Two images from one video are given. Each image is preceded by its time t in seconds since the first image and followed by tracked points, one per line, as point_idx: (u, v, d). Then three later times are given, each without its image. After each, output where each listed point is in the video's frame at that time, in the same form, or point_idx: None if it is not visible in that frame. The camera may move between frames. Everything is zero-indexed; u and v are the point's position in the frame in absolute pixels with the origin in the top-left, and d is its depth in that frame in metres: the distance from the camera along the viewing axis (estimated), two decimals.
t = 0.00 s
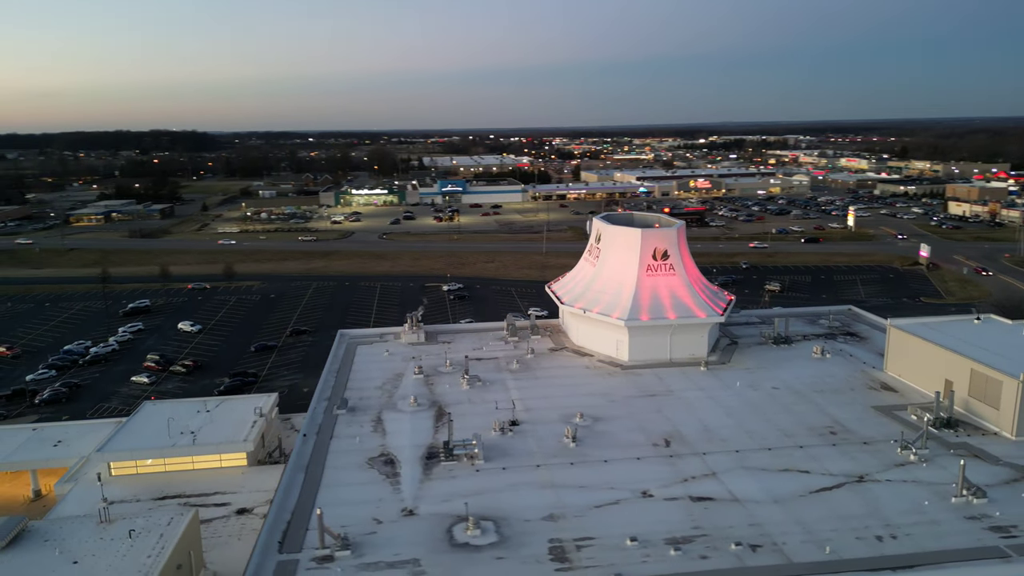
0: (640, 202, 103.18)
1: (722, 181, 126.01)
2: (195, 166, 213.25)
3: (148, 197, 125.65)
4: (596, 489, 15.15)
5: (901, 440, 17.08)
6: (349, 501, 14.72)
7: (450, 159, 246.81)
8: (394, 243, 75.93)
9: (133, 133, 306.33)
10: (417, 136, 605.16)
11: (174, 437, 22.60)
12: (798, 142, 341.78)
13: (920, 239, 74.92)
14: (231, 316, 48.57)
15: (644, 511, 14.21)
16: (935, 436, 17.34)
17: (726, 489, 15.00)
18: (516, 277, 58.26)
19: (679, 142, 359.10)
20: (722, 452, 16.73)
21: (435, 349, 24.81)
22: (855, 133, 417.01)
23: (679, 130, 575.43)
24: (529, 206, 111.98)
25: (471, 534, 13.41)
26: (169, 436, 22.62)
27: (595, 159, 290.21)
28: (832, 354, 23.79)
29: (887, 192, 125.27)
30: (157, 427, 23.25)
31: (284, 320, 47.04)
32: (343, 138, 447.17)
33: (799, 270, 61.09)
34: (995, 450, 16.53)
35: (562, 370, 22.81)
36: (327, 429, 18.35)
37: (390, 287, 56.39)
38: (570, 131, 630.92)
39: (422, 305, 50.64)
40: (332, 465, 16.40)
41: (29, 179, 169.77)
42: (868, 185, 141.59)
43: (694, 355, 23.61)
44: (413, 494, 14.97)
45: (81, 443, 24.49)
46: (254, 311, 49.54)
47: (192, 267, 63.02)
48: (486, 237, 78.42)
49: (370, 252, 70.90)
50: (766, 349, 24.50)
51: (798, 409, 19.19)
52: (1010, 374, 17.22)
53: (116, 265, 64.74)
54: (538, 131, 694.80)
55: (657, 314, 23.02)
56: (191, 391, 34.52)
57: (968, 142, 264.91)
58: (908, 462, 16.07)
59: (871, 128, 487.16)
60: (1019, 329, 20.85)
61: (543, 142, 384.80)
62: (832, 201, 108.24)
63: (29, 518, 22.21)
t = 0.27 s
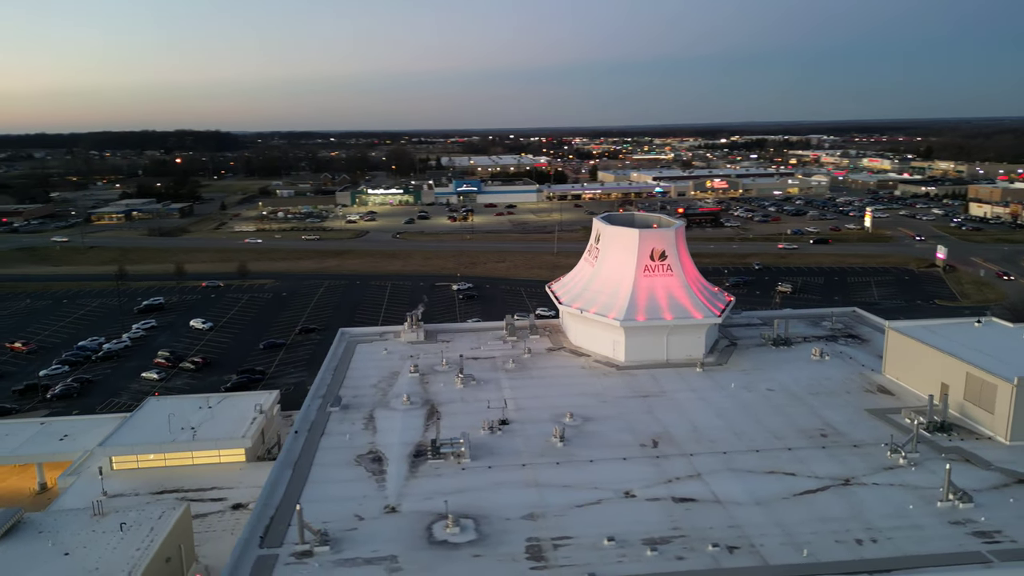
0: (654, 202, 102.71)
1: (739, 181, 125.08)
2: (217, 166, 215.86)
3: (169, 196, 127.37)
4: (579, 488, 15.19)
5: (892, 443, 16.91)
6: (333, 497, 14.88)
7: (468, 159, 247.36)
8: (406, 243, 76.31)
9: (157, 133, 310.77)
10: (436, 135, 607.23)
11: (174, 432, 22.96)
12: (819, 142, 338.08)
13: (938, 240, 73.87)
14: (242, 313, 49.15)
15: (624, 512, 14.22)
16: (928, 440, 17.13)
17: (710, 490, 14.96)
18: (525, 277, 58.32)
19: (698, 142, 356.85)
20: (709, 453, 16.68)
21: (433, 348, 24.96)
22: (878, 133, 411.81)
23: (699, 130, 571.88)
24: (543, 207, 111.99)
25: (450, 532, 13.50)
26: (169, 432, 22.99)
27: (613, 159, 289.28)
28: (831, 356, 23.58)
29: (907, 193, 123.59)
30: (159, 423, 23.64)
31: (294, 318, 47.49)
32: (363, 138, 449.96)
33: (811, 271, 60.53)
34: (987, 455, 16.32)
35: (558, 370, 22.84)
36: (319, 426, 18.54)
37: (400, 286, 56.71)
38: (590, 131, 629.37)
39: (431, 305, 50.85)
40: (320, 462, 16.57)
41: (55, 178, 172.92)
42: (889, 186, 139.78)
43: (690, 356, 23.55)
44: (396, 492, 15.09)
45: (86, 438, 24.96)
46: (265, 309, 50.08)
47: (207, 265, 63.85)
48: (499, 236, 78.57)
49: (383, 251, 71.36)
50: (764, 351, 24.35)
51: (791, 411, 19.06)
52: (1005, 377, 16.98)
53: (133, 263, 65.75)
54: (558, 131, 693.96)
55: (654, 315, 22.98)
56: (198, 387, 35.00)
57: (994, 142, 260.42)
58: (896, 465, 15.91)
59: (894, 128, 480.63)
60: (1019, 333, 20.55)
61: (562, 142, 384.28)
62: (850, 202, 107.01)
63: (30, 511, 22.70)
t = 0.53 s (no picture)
0: (669, 203, 102.14)
1: (757, 181, 123.98)
2: (238, 165, 218.23)
3: (189, 195, 128.96)
4: (562, 488, 15.23)
5: (882, 446, 16.75)
6: (319, 494, 15.05)
7: (486, 159, 247.70)
8: (419, 242, 76.64)
9: (181, 133, 314.86)
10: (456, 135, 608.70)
11: (175, 428, 23.32)
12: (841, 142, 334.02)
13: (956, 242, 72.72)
14: (254, 311, 49.69)
15: (605, 512, 14.23)
16: (919, 444, 16.95)
17: (693, 492, 14.92)
18: (535, 277, 58.34)
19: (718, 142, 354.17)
20: (696, 455, 16.64)
21: (431, 347, 25.10)
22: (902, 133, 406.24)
23: (720, 130, 567.81)
24: (558, 207, 111.87)
25: (430, 529, 13.62)
26: (171, 427, 23.35)
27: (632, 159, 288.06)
28: (830, 359, 23.38)
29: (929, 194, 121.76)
30: (162, 418, 24.03)
31: (304, 317, 47.95)
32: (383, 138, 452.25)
33: (825, 273, 59.90)
34: (980, 459, 16.09)
35: (554, 369, 22.88)
36: (312, 423, 18.74)
37: (410, 285, 56.98)
38: (610, 131, 627.26)
39: (439, 304, 51.03)
40: (310, 458, 16.77)
41: (80, 177, 175.87)
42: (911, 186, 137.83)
43: (687, 357, 23.46)
44: (381, 489, 15.23)
45: (91, 432, 25.43)
46: (276, 307, 50.60)
47: (221, 264, 64.61)
48: (511, 236, 78.65)
49: (395, 250, 71.74)
50: (763, 352, 24.19)
51: (784, 413, 18.94)
52: (999, 382, 16.75)
53: (150, 261, 66.73)
54: (577, 131, 692.27)
55: (650, 315, 22.94)
56: (206, 384, 35.47)
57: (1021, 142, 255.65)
58: (885, 469, 15.76)
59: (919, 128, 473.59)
60: (1019, 336, 20.26)
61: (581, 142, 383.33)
62: (869, 203, 105.66)
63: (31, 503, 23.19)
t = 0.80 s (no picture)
0: (684, 202, 101.53)
1: (775, 181, 122.87)
2: (258, 164, 220.36)
3: (209, 194, 130.44)
4: (545, 487, 15.29)
5: (872, 450, 16.60)
6: (304, 490, 15.24)
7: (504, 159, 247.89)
8: (432, 242, 76.96)
9: (205, 133, 318.93)
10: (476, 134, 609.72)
11: (177, 423, 23.69)
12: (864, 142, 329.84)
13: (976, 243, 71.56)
14: (265, 309, 50.24)
15: (586, 511, 14.27)
16: (910, 448, 16.77)
17: (676, 492, 14.91)
18: (545, 277, 58.36)
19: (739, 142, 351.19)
20: (683, 455, 16.61)
21: (429, 346, 25.25)
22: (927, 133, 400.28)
23: (741, 129, 563.31)
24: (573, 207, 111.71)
25: (410, 526, 13.74)
26: (173, 423, 23.73)
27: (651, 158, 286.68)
28: (830, 361, 23.18)
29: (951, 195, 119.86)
30: (164, 414, 24.42)
31: (314, 315, 48.36)
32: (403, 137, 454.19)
33: (838, 274, 59.26)
34: (971, 463, 15.88)
35: (550, 369, 22.93)
36: (305, 420, 18.96)
37: (421, 284, 57.25)
38: (630, 130, 624.76)
39: (448, 303, 51.22)
40: (299, 455, 16.97)
41: (104, 176, 178.81)
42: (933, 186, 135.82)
43: (684, 357, 23.38)
44: (366, 486, 15.39)
45: (98, 426, 25.93)
46: (287, 306, 51.10)
47: (236, 262, 65.35)
48: (524, 236, 78.69)
49: (408, 250, 72.10)
50: (762, 354, 24.04)
51: (776, 415, 18.84)
52: (993, 385, 16.52)
53: (166, 259, 67.66)
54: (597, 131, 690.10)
55: (646, 316, 22.91)
56: (214, 380, 35.96)
57: None
58: (873, 472, 15.62)
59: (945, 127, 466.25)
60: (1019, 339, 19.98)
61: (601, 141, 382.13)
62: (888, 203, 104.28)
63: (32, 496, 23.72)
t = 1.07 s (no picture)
0: (700, 202, 100.88)
1: (793, 181, 121.66)
2: (277, 164, 222.26)
3: (228, 194, 131.81)
4: (529, 486, 15.35)
5: (862, 453, 16.46)
6: (291, 486, 15.44)
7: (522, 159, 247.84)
8: (444, 241, 77.23)
9: (227, 133, 322.52)
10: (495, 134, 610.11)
11: (179, 419, 24.06)
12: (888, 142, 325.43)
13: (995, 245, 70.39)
14: (276, 307, 50.78)
15: (567, 510, 14.32)
16: (901, 451, 16.60)
17: (659, 493, 14.89)
18: (555, 276, 58.37)
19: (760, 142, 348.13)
20: (670, 456, 16.60)
21: (428, 345, 25.43)
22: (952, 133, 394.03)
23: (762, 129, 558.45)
24: (588, 206, 111.49)
25: (391, 523, 13.86)
26: (174, 419, 24.09)
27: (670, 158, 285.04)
28: (828, 363, 23.00)
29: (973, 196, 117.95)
30: (167, 410, 24.80)
31: (324, 313, 48.81)
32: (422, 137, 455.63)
33: (852, 275, 58.61)
34: (961, 468, 15.69)
35: (546, 368, 23.00)
36: (298, 417, 19.19)
37: (431, 283, 57.52)
38: (649, 130, 621.78)
39: (457, 302, 51.43)
40: (289, 451, 17.19)
41: (127, 175, 181.43)
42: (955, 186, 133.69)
43: (681, 358, 23.32)
44: (351, 483, 15.55)
45: (103, 422, 26.38)
46: (298, 304, 51.60)
47: (250, 260, 66.06)
48: (537, 235, 78.69)
49: (420, 249, 72.43)
50: (760, 355, 23.91)
51: (768, 417, 18.75)
52: (985, 389, 16.31)
53: (182, 257, 68.57)
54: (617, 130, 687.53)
55: (642, 317, 22.89)
56: (222, 377, 36.45)
57: None
58: (860, 475, 15.50)
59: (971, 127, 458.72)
60: (1018, 342, 19.71)
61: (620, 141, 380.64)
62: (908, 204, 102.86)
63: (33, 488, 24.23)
